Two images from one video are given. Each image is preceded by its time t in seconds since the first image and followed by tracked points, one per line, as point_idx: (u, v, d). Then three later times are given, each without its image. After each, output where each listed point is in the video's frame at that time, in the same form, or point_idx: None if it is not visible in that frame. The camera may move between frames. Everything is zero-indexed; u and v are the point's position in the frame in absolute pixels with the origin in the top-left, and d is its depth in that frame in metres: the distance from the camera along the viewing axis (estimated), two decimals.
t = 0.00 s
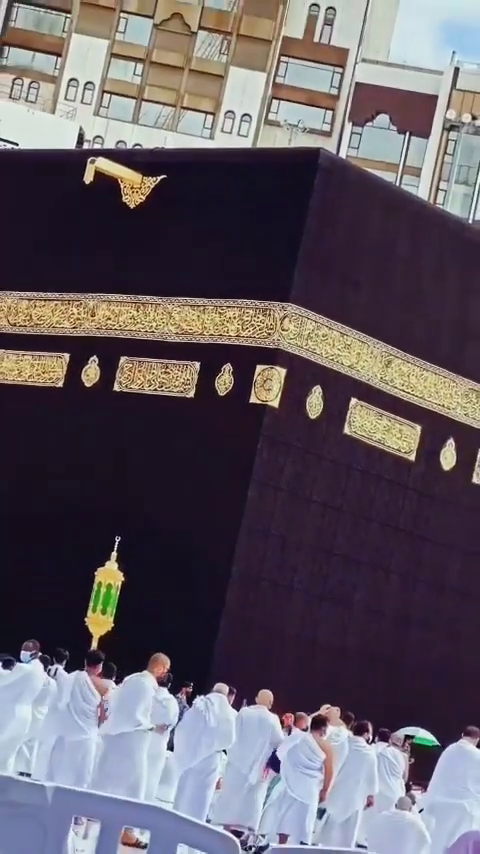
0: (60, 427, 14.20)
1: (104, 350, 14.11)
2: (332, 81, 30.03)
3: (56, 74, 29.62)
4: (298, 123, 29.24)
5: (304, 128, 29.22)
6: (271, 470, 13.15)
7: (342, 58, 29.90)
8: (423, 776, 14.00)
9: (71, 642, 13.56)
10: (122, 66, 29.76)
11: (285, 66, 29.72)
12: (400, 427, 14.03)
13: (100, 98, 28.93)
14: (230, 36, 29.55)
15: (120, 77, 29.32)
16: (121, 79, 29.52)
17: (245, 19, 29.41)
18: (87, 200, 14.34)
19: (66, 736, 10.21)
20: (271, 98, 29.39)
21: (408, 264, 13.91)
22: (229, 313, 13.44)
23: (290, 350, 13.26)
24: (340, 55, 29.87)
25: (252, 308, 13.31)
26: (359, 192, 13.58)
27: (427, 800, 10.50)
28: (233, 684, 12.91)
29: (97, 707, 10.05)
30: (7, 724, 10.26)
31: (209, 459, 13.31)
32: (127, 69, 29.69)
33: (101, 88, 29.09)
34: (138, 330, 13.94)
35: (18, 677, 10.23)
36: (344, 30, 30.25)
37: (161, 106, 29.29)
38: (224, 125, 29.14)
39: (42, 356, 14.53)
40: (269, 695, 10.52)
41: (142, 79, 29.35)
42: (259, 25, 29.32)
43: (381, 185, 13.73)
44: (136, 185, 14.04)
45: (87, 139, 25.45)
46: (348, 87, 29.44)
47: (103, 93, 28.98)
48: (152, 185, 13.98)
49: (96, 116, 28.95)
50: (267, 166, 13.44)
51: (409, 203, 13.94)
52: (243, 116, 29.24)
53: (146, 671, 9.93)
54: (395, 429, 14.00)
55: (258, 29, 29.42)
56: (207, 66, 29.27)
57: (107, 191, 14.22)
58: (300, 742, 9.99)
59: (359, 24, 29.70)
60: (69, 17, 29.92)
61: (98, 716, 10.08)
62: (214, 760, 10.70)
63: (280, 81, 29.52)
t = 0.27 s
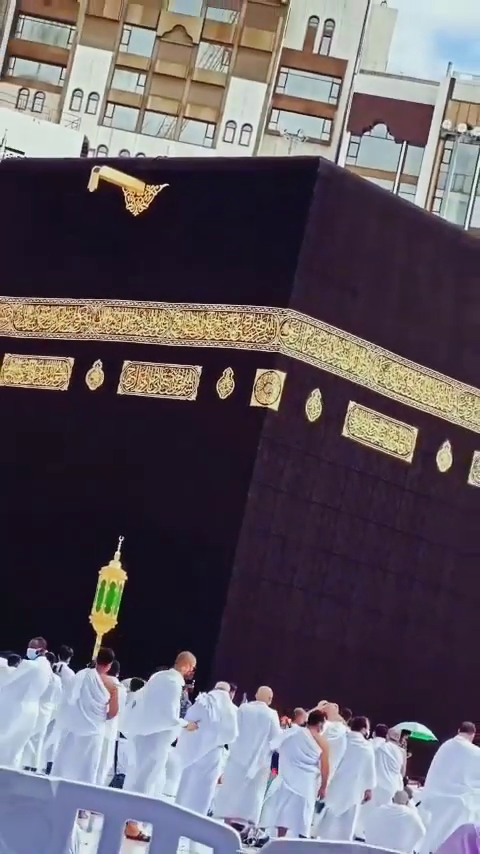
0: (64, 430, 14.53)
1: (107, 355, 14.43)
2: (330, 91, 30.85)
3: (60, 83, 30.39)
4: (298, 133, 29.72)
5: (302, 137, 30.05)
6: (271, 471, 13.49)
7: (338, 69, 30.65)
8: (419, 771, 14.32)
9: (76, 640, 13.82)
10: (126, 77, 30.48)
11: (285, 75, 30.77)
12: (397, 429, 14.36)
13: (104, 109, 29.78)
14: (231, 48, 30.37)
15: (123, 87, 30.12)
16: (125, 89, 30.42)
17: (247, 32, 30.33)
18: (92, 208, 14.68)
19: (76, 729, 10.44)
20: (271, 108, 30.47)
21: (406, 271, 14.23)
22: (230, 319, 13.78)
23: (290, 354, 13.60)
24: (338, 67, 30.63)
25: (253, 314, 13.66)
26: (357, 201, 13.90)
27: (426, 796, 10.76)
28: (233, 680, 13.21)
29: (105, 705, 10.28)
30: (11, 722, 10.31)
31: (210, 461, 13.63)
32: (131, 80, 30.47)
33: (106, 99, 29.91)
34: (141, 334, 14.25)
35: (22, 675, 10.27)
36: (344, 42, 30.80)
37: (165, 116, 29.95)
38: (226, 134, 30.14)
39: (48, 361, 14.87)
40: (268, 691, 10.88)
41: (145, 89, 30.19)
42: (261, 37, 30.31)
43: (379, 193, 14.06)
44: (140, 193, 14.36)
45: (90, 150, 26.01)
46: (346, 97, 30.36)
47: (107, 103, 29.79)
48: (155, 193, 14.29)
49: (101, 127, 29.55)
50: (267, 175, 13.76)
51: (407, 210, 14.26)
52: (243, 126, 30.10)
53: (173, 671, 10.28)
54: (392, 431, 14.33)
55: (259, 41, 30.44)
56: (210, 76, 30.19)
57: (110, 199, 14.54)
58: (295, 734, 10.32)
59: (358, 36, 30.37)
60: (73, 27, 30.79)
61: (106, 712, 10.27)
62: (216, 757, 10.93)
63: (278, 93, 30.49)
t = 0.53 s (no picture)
0: (70, 433, 14.93)
1: (111, 360, 14.83)
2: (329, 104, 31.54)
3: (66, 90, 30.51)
4: (296, 143, 30.20)
5: (302, 148, 30.67)
6: (271, 473, 13.78)
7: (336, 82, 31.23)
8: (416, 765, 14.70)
9: (81, 638, 14.16)
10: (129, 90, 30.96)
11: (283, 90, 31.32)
12: (393, 433, 14.73)
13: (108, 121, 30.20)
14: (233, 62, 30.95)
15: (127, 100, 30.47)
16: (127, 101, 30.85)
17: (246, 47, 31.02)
18: (96, 217, 15.09)
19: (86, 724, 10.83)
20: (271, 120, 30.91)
21: (400, 278, 14.63)
22: (231, 325, 14.12)
23: (289, 360, 13.91)
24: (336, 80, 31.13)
25: (253, 320, 13.99)
26: (352, 210, 14.28)
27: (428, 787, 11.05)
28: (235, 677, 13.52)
29: (113, 701, 10.69)
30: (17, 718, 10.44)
31: (212, 463, 13.99)
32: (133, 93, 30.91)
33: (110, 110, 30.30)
34: (144, 340, 14.64)
35: (26, 672, 10.38)
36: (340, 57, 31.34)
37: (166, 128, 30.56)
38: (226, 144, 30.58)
39: (53, 365, 15.24)
40: (267, 686, 11.27)
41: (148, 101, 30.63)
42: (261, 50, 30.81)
43: (373, 202, 14.47)
44: (143, 203, 14.82)
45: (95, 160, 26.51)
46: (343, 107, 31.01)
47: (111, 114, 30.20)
48: (158, 203, 14.74)
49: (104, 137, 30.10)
50: (266, 186, 14.15)
51: (400, 219, 14.67)
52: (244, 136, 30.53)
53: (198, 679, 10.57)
54: (388, 434, 14.70)
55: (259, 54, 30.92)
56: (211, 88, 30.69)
57: (114, 208, 15.00)
58: (293, 729, 10.63)
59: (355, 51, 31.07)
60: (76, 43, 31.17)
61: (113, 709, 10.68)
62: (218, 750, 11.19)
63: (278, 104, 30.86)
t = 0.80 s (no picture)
0: (75, 437, 15.41)
1: (115, 366, 15.33)
2: (327, 118, 32.74)
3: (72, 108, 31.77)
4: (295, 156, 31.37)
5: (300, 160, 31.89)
6: (269, 474, 14.32)
7: (334, 98, 32.43)
8: (412, 758, 15.15)
9: (86, 634, 14.63)
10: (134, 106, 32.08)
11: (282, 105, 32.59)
12: (388, 436, 15.22)
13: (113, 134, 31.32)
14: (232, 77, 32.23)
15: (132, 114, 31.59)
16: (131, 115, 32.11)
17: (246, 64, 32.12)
18: (99, 227, 15.60)
19: (92, 718, 11.34)
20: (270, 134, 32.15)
21: (397, 286, 15.10)
22: (231, 332, 14.65)
23: (287, 365, 14.45)
24: (333, 96, 32.28)
25: (252, 327, 14.53)
26: (347, 221, 14.76)
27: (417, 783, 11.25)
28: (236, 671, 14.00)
29: (119, 696, 11.21)
30: (24, 710, 10.89)
31: (212, 465, 14.52)
32: (138, 107, 32.08)
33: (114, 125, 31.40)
34: (147, 346, 15.15)
35: (31, 666, 10.83)
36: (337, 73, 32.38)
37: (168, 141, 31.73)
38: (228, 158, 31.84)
39: (59, 371, 15.73)
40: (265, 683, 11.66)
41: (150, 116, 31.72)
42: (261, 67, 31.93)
43: (369, 213, 14.97)
44: (147, 214, 15.31)
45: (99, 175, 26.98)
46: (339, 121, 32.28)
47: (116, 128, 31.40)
48: (162, 214, 15.23)
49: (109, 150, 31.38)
50: (264, 197, 14.67)
51: (396, 230, 15.16)
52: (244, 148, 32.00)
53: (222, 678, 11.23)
54: (383, 438, 15.19)
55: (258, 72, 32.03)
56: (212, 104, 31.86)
57: (117, 219, 15.52)
58: (292, 723, 10.99)
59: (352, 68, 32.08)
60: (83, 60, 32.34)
61: (119, 703, 11.20)
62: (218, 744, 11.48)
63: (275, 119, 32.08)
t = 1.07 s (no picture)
0: (76, 441, 15.62)
1: (117, 371, 15.54)
2: (324, 126, 33.23)
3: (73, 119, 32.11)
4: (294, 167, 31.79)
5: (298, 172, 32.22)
6: (268, 478, 14.50)
7: (331, 106, 33.02)
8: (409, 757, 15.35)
9: (88, 635, 14.83)
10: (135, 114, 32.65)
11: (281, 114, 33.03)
12: (386, 441, 15.41)
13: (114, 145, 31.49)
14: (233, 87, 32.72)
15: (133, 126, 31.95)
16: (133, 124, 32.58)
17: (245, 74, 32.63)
18: (101, 232, 15.84)
19: (93, 718, 11.55)
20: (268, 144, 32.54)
21: (393, 292, 15.31)
22: (231, 337, 14.86)
23: (286, 370, 14.62)
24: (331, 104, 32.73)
25: (252, 333, 14.72)
26: (344, 228, 14.97)
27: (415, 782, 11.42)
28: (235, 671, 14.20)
29: (120, 695, 11.44)
30: (25, 709, 11.05)
31: (213, 467, 14.75)
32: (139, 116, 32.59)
33: (116, 133, 31.81)
34: (148, 351, 15.35)
35: (34, 665, 10.99)
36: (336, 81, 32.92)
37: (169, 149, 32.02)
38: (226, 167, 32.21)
39: (61, 375, 15.92)
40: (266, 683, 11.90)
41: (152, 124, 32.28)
42: (260, 76, 32.57)
43: (366, 220, 15.19)
44: (148, 220, 15.53)
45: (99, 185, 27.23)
46: (337, 130, 32.68)
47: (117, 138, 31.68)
48: (162, 220, 15.45)
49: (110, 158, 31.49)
50: (265, 205, 14.91)
51: (393, 237, 15.37)
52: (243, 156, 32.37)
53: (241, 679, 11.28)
54: (381, 442, 15.37)
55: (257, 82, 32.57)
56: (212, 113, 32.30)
57: (119, 225, 15.73)
58: (292, 723, 11.18)
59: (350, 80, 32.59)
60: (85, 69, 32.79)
61: (120, 702, 11.43)
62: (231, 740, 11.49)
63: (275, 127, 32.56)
